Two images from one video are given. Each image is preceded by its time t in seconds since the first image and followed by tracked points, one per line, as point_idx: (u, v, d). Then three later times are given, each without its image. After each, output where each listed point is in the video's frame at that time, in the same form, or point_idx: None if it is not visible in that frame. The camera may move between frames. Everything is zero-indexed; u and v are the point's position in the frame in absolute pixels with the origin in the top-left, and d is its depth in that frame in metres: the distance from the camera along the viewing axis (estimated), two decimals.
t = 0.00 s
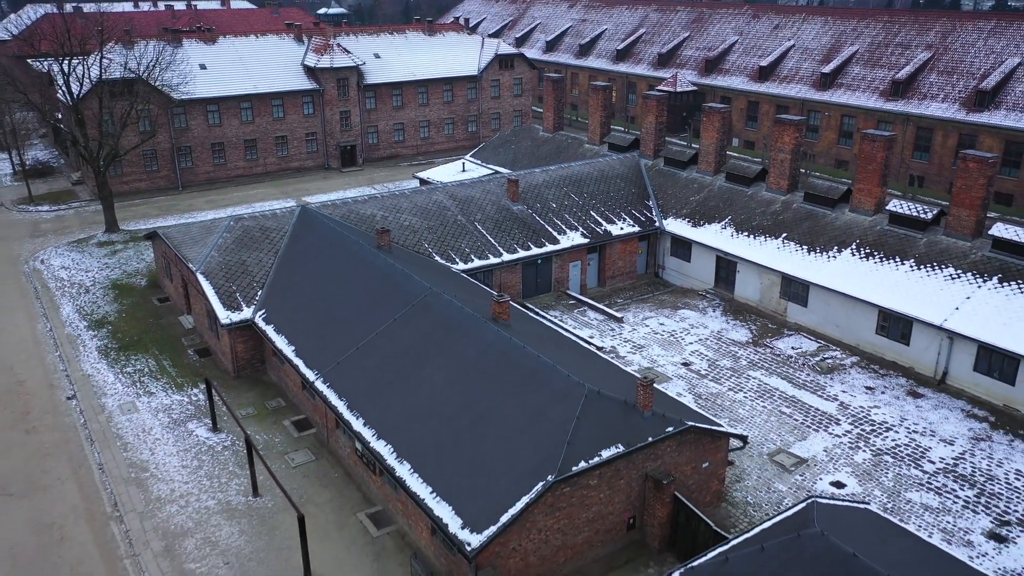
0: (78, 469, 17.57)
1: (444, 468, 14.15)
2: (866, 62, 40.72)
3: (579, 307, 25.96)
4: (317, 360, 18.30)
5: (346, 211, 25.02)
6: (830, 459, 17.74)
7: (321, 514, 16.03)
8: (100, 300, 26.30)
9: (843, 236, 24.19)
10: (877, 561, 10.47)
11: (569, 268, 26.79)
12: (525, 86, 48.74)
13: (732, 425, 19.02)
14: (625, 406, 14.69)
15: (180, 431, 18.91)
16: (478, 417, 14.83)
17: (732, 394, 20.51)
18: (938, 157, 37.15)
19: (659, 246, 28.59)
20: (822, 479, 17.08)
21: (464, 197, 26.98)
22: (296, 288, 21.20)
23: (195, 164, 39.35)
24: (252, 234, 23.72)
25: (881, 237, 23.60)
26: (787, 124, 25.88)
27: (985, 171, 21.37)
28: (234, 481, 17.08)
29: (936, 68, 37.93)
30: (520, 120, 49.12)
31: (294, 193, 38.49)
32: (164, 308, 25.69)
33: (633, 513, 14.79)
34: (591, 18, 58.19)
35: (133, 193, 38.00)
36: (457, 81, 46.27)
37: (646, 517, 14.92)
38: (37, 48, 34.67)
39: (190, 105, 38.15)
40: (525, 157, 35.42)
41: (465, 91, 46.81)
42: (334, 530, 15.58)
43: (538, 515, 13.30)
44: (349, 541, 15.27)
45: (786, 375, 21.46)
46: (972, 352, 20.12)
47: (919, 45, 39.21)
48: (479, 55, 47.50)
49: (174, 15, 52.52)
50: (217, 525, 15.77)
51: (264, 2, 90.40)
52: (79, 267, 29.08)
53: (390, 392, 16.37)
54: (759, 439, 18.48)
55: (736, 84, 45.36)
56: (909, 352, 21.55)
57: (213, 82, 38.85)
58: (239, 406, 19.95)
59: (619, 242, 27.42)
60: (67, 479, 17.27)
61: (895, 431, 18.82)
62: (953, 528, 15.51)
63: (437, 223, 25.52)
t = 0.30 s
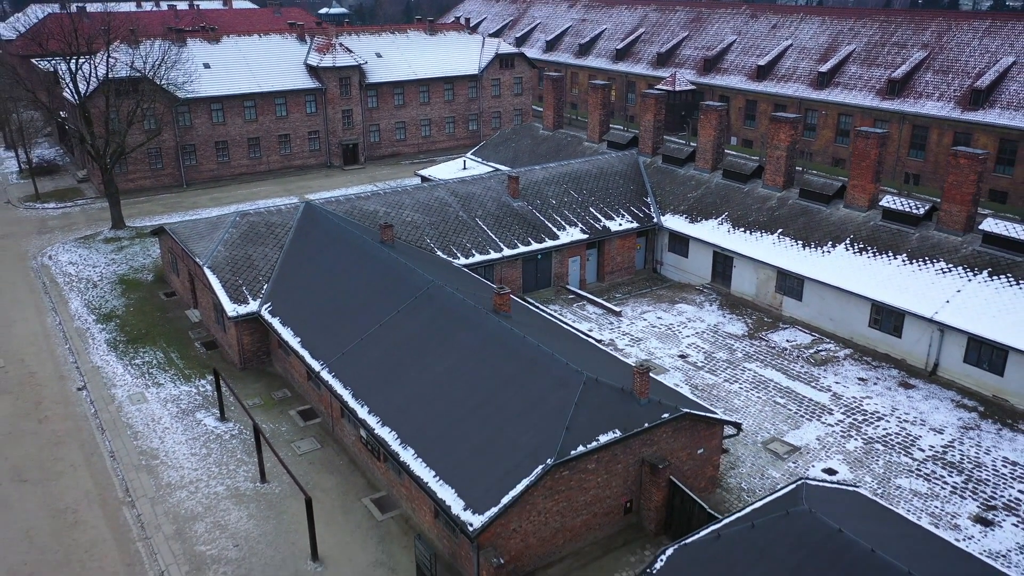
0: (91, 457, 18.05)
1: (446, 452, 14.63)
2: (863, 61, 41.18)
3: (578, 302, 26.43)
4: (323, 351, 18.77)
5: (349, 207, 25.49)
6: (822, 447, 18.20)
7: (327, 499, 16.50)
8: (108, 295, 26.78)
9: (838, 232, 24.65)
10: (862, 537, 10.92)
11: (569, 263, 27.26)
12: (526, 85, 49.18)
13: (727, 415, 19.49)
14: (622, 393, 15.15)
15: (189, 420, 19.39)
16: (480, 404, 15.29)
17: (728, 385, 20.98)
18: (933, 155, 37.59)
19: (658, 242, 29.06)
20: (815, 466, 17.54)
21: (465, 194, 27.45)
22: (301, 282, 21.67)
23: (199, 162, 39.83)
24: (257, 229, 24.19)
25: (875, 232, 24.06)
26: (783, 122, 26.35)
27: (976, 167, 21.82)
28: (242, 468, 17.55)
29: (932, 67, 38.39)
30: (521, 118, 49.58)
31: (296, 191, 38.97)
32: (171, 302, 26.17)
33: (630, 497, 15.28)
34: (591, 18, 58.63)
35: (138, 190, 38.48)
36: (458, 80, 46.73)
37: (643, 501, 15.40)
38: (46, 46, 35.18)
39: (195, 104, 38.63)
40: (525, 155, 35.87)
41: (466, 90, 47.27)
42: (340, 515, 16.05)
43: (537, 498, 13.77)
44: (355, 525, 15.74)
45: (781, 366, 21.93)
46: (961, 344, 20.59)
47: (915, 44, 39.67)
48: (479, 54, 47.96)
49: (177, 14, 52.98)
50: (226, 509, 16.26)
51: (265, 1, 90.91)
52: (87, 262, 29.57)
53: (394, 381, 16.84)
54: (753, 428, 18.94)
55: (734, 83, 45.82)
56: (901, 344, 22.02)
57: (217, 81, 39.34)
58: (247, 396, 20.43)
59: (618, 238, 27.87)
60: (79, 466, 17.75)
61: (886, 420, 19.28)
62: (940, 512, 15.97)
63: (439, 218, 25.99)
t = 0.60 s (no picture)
0: (103, 443, 18.60)
1: (449, 436, 15.17)
2: (859, 60, 41.71)
3: (577, 296, 26.97)
4: (328, 341, 19.32)
5: (353, 202, 26.03)
6: (814, 434, 18.73)
7: (333, 483, 17.04)
8: (116, 288, 27.33)
9: (831, 227, 25.18)
10: (845, 511, 11.46)
11: (568, 258, 27.81)
12: (526, 84, 49.71)
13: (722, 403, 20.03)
14: (618, 379, 15.69)
15: (198, 409, 19.93)
16: (481, 390, 15.84)
17: (723, 375, 21.53)
18: (928, 153, 38.11)
19: (655, 237, 29.60)
20: (806, 452, 18.07)
21: (467, 190, 27.99)
22: (306, 275, 22.22)
23: (203, 160, 40.37)
24: (263, 224, 24.74)
25: (867, 227, 24.60)
26: (778, 120, 26.88)
27: (965, 163, 22.30)
28: (250, 454, 18.10)
29: (927, 66, 38.94)
30: (521, 117, 50.11)
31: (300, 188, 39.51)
32: (178, 295, 26.73)
33: (626, 480, 15.82)
34: (591, 18, 59.16)
35: (143, 187, 39.03)
36: (459, 79, 47.27)
37: (639, 483, 15.94)
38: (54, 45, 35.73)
39: (200, 102, 39.16)
40: (525, 152, 36.42)
41: (467, 89, 47.82)
42: (346, 497, 16.59)
43: (536, 479, 14.30)
44: (360, 507, 16.29)
45: (775, 357, 22.47)
46: (950, 335, 21.12)
47: (910, 44, 40.21)
48: (480, 54, 48.50)
49: (181, 14, 53.54)
50: (236, 492, 16.80)
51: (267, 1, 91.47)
52: (95, 257, 30.12)
53: (398, 369, 17.39)
54: (747, 416, 19.48)
55: (732, 82, 46.35)
56: (892, 336, 22.56)
57: (222, 79, 39.88)
58: (254, 385, 20.98)
59: (616, 233, 28.42)
60: (93, 452, 18.29)
61: (876, 408, 19.82)
62: (927, 495, 16.50)
63: (441, 214, 26.53)
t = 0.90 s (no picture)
0: (114, 431, 19.09)
1: (451, 422, 15.67)
2: (856, 60, 42.18)
3: (576, 290, 27.44)
4: (333, 332, 19.80)
5: (356, 199, 26.51)
6: (806, 423, 19.21)
7: (339, 469, 17.52)
8: (124, 283, 27.83)
9: (826, 222, 25.66)
10: (833, 490, 11.95)
11: (567, 253, 28.30)
12: (526, 83, 50.17)
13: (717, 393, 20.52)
14: (615, 367, 16.18)
15: (206, 399, 20.42)
16: (482, 378, 16.31)
17: (718, 366, 22.02)
18: (923, 151, 38.58)
19: (653, 233, 30.08)
20: (799, 440, 18.56)
21: (468, 186, 28.47)
22: (311, 269, 22.70)
23: (207, 158, 40.85)
24: (268, 219, 25.23)
25: (861, 223, 25.07)
26: (773, 117, 27.36)
27: (956, 160, 22.76)
28: (258, 442, 18.60)
29: (922, 65, 39.42)
30: (521, 115, 50.58)
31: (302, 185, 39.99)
32: (184, 290, 27.21)
33: (623, 465, 16.32)
34: (590, 17, 59.63)
35: (148, 185, 39.52)
36: (460, 78, 47.76)
37: (635, 469, 16.41)
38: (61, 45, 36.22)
39: (203, 101, 39.63)
40: (525, 150, 36.90)
41: (468, 88, 48.31)
42: (352, 483, 17.06)
43: (536, 463, 14.78)
44: (365, 492, 16.78)
45: (770, 349, 22.96)
46: (941, 327, 21.61)
47: (906, 43, 40.69)
48: (480, 53, 48.97)
49: (184, 14, 54.05)
50: (244, 478, 17.29)
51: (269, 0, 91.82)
52: (101, 253, 30.60)
53: (401, 359, 17.87)
54: (742, 406, 19.96)
55: (730, 81, 46.82)
56: (885, 328, 23.04)
57: (226, 78, 40.35)
58: (260, 376, 21.48)
59: (615, 229, 28.91)
60: (104, 439, 18.77)
61: (868, 398, 20.31)
62: (916, 481, 16.98)
63: (442, 210, 27.01)
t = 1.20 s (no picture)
0: (126, 419, 19.64)
1: (453, 408, 16.22)
2: (852, 59, 42.73)
3: (575, 284, 28.00)
4: (338, 323, 20.36)
5: (359, 194, 27.08)
6: (799, 411, 19.75)
7: (344, 455, 18.07)
8: (132, 277, 28.40)
9: (820, 218, 26.21)
10: (819, 468, 12.49)
11: (566, 248, 28.86)
12: (526, 82, 50.74)
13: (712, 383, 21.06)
14: (612, 355, 16.74)
15: (215, 388, 20.98)
16: (483, 366, 16.87)
17: (714, 357, 22.58)
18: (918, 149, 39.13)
19: (651, 229, 30.63)
20: (791, 427, 19.10)
21: (469, 183, 29.02)
22: (316, 262, 23.27)
23: (212, 155, 41.42)
24: (274, 215, 25.80)
25: (854, 218, 25.62)
26: (769, 115, 27.90)
27: (946, 156, 23.26)
28: (266, 428, 19.16)
29: (917, 64, 39.95)
30: (521, 114, 51.12)
31: (306, 183, 40.55)
32: (191, 284, 27.78)
33: (620, 450, 16.87)
34: (590, 17, 60.19)
35: (154, 182, 40.08)
36: (461, 76, 48.32)
37: (632, 453, 16.97)
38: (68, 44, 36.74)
39: (208, 100, 40.19)
40: (525, 148, 37.45)
41: (468, 87, 48.88)
42: (357, 468, 17.62)
43: (535, 446, 15.34)
44: (370, 476, 17.33)
45: (764, 341, 23.52)
46: (931, 319, 22.15)
47: (901, 43, 41.24)
48: (481, 52, 49.52)
49: (187, 13, 54.59)
50: (253, 463, 17.85)
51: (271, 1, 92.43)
52: (109, 248, 31.18)
53: (405, 348, 18.43)
54: (736, 395, 20.51)
55: (728, 80, 47.36)
56: (876, 321, 23.59)
57: (230, 77, 40.89)
58: (267, 367, 22.04)
59: (613, 225, 29.47)
60: (116, 427, 19.33)
61: (859, 388, 20.86)
62: (903, 466, 17.52)
63: (444, 206, 27.56)
